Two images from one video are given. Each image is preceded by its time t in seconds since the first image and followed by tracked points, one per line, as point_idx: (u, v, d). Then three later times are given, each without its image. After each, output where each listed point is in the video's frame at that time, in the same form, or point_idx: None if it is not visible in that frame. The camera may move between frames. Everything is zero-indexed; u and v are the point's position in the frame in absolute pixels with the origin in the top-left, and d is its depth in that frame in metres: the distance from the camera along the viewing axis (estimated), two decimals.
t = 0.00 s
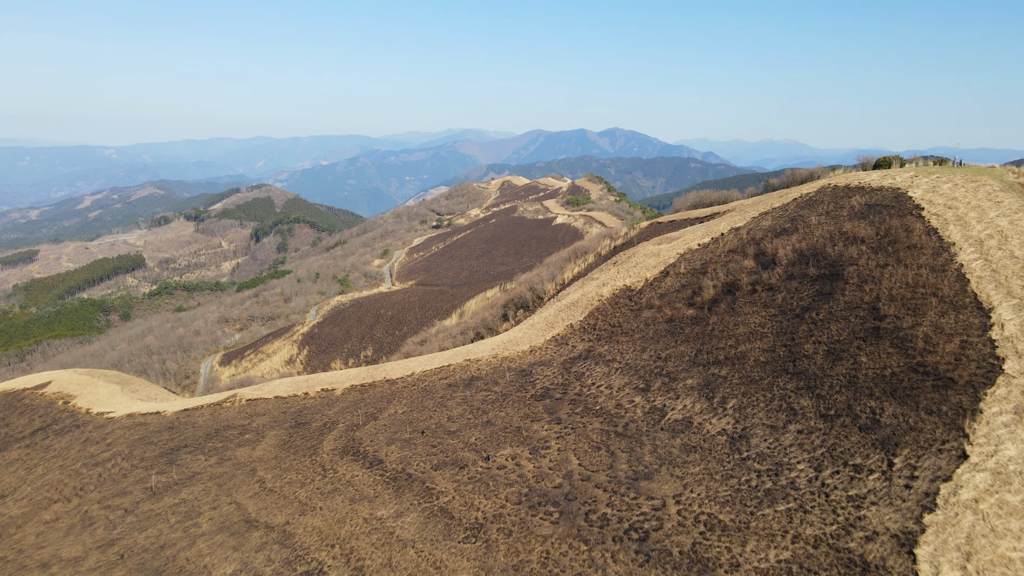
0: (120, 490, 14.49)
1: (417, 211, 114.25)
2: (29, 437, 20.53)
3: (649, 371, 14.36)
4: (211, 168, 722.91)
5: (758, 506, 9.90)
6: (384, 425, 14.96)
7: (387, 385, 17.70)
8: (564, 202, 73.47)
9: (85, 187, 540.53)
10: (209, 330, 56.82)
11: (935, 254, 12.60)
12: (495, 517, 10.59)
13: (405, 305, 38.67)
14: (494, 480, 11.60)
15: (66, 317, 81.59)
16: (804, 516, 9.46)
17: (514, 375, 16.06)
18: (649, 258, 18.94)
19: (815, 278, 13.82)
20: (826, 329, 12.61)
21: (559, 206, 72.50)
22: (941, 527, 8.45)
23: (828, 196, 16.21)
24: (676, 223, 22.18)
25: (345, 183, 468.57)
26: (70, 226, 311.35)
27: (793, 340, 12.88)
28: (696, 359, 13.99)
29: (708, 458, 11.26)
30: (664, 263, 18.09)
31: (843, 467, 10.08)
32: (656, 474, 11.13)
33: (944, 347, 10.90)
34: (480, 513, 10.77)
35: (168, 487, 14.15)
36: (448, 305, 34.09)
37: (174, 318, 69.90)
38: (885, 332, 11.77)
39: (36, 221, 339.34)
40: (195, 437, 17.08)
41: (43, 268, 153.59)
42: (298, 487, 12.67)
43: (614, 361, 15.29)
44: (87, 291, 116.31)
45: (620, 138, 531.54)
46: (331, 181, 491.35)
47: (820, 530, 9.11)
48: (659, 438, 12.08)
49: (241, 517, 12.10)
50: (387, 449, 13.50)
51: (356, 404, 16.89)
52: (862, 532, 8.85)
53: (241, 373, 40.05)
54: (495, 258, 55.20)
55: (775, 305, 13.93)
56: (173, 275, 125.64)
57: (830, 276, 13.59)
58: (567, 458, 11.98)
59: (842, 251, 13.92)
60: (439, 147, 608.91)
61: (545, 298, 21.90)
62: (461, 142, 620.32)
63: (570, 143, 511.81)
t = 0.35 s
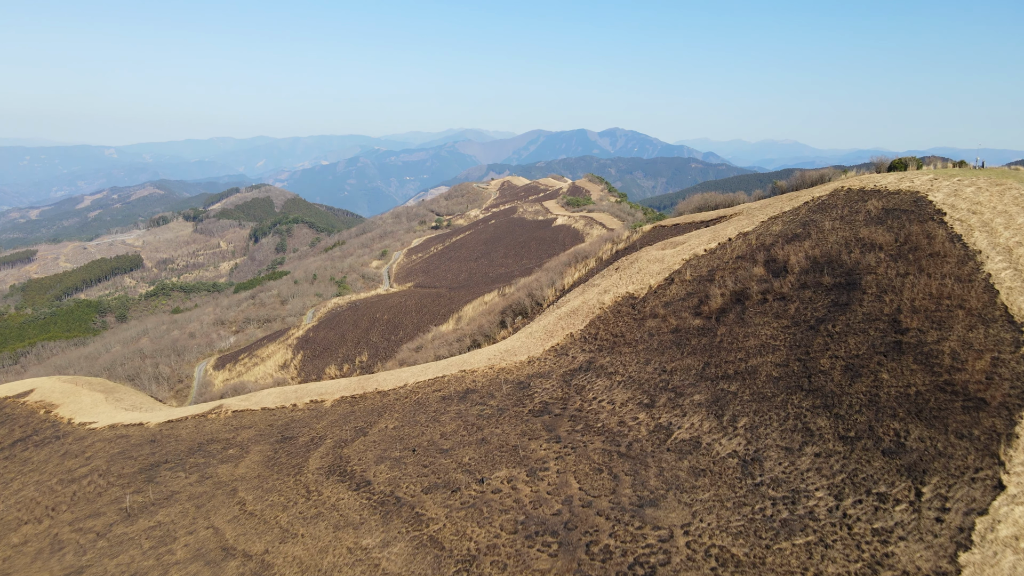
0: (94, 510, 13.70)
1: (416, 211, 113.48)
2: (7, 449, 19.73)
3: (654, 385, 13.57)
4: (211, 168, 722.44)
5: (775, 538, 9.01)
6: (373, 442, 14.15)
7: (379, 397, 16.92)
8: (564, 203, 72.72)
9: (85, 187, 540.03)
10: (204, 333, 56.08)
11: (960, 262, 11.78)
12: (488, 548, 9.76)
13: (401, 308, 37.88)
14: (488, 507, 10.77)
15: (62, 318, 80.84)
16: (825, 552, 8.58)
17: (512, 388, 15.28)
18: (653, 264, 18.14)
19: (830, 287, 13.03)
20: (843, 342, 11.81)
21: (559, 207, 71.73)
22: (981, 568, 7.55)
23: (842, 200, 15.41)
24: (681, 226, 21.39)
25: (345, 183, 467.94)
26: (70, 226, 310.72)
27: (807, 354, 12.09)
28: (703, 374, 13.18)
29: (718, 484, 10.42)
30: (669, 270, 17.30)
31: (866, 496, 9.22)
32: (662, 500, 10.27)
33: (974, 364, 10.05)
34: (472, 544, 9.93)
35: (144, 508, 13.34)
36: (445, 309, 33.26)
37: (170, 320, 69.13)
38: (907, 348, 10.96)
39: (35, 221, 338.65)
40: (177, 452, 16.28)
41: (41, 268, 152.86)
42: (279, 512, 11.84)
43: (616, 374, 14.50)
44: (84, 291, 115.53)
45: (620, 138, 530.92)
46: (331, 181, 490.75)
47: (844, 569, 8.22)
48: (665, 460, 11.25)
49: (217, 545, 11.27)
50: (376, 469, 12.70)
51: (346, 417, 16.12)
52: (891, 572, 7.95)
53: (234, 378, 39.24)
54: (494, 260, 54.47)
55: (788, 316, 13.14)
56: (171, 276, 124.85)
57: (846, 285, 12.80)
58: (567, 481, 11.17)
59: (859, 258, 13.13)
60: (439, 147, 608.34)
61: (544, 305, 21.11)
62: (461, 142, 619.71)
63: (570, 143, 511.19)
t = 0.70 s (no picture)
0: (65, 534, 12.92)
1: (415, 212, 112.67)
2: None
3: (659, 401, 12.77)
4: (211, 168, 722.07)
5: None
6: (360, 460, 13.35)
7: (369, 410, 16.12)
8: (564, 203, 71.93)
9: (84, 187, 539.41)
10: (199, 336, 55.37)
11: (989, 271, 10.95)
12: None
13: (397, 310, 37.05)
14: (481, 537, 9.92)
15: (57, 321, 80.08)
16: None
17: (508, 402, 14.52)
18: (656, 270, 17.39)
19: (847, 297, 12.23)
20: (862, 358, 11.01)
21: (559, 207, 70.98)
22: None
23: (857, 204, 14.64)
24: (685, 230, 20.63)
25: (345, 183, 467.50)
26: (69, 226, 309.88)
27: (824, 370, 11.28)
28: (711, 389, 12.39)
29: (729, 513, 9.52)
30: (674, 276, 16.54)
31: (894, 529, 8.25)
32: (669, 530, 9.35)
33: (1009, 384, 9.15)
34: None
35: (116, 532, 12.52)
36: (442, 313, 32.44)
37: (166, 322, 68.42)
38: (934, 365, 10.09)
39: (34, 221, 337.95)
40: (157, 468, 15.48)
41: (38, 269, 152.18)
42: (257, 540, 11.01)
43: (619, 388, 13.71)
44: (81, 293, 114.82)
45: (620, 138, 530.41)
46: (331, 181, 490.43)
47: None
48: (672, 486, 10.39)
49: None
50: (362, 492, 11.90)
51: (334, 432, 15.34)
52: None
53: (227, 383, 38.47)
54: (492, 261, 53.74)
55: (802, 328, 12.33)
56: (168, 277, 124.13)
57: (864, 295, 12.01)
58: (565, 508, 10.32)
59: (877, 266, 12.33)
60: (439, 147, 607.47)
61: (543, 312, 20.32)
62: (461, 142, 620.33)
63: (570, 143, 511.02)
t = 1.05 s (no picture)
0: (31, 560, 12.13)
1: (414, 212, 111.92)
2: None
3: (664, 419, 11.97)
4: (211, 168, 721.38)
5: None
6: (346, 481, 12.54)
7: (358, 424, 15.35)
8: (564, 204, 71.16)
9: (84, 186, 538.67)
10: (194, 338, 54.60)
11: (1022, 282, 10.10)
12: None
13: (393, 314, 36.28)
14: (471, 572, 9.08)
15: (52, 322, 79.26)
16: None
17: (505, 418, 13.75)
18: (661, 277, 16.63)
19: (865, 309, 11.43)
20: (883, 376, 10.20)
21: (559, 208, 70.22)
22: None
23: (873, 209, 13.89)
24: (690, 234, 19.86)
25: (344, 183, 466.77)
26: (68, 226, 309.04)
27: (842, 388, 10.47)
28: (720, 407, 11.59)
29: (742, 547, 8.65)
30: (679, 285, 15.79)
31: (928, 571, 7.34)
32: (676, 566, 8.49)
33: None
34: None
35: (85, 559, 11.73)
36: (438, 318, 31.64)
37: (161, 324, 67.66)
38: (965, 384, 9.23)
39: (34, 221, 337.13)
40: (134, 486, 14.69)
41: (35, 269, 151.33)
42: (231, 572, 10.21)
43: (622, 404, 12.93)
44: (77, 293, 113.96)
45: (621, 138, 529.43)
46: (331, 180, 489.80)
47: None
48: (679, 515, 9.55)
49: None
50: (347, 518, 11.10)
51: (321, 448, 14.56)
52: None
53: (219, 388, 37.68)
54: (491, 263, 52.97)
55: (817, 342, 11.54)
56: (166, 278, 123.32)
57: (885, 307, 11.20)
58: (563, 539, 9.49)
59: (897, 276, 11.54)
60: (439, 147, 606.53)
61: (541, 319, 19.54)
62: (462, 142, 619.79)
63: (571, 142, 510.06)
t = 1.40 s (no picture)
0: None
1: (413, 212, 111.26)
2: None
3: (671, 440, 11.16)
4: (211, 168, 721.03)
5: None
6: (331, 505, 11.72)
7: (347, 440, 14.57)
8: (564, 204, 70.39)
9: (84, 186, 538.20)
10: (189, 341, 53.81)
11: None
12: None
13: (390, 317, 35.48)
14: None
15: (48, 324, 78.52)
16: None
17: (501, 436, 12.98)
18: (666, 285, 15.88)
19: (888, 323, 10.60)
20: (910, 397, 9.35)
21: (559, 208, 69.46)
22: None
23: (892, 214, 13.12)
24: (695, 238, 19.10)
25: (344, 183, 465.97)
26: (67, 226, 308.35)
27: (865, 410, 9.64)
28: (732, 429, 10.75)
29: None
30: (684, 294, 15.06)
31: None
32: None
33: None
34: None
35: None
36: (435, 323, 30.81)
37: (156, 326, 66.90)
38: (1004, 409, 8.34)
39: (33, 221, 336.42)
40: (108, 507, 13.86)
41: (33, 269, 150.58)
42: None
43: (625, 422, 12.13)
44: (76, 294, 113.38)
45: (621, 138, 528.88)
46: (331, 181, 489.85)
47: None
48: (690, 550, 8.68)
49: None
50: (329, 548, 10.27)
51: (307, 466, 13.74)
52: None
53: (212, 393, 36.91)
54: (490, 265, 52.21)
55: (836, 358, 10.71)
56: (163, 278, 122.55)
57: (908, 320, 10.38)
58: None
59: (921, 286, 10.73)
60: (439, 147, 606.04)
61: (540, 328, 18.76)
62: (462, 142, 619.73)
63: (571, 142, 509.53)
